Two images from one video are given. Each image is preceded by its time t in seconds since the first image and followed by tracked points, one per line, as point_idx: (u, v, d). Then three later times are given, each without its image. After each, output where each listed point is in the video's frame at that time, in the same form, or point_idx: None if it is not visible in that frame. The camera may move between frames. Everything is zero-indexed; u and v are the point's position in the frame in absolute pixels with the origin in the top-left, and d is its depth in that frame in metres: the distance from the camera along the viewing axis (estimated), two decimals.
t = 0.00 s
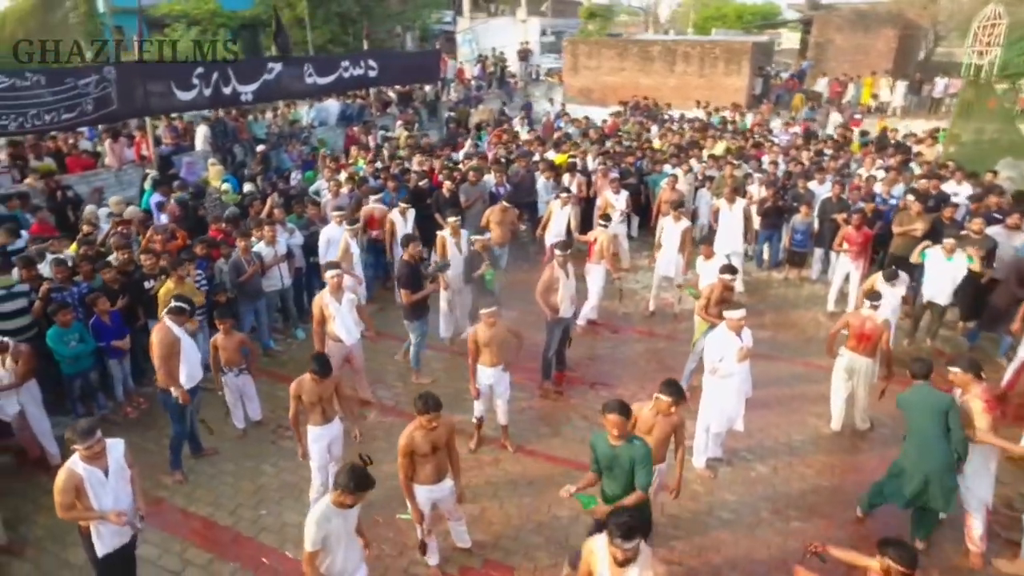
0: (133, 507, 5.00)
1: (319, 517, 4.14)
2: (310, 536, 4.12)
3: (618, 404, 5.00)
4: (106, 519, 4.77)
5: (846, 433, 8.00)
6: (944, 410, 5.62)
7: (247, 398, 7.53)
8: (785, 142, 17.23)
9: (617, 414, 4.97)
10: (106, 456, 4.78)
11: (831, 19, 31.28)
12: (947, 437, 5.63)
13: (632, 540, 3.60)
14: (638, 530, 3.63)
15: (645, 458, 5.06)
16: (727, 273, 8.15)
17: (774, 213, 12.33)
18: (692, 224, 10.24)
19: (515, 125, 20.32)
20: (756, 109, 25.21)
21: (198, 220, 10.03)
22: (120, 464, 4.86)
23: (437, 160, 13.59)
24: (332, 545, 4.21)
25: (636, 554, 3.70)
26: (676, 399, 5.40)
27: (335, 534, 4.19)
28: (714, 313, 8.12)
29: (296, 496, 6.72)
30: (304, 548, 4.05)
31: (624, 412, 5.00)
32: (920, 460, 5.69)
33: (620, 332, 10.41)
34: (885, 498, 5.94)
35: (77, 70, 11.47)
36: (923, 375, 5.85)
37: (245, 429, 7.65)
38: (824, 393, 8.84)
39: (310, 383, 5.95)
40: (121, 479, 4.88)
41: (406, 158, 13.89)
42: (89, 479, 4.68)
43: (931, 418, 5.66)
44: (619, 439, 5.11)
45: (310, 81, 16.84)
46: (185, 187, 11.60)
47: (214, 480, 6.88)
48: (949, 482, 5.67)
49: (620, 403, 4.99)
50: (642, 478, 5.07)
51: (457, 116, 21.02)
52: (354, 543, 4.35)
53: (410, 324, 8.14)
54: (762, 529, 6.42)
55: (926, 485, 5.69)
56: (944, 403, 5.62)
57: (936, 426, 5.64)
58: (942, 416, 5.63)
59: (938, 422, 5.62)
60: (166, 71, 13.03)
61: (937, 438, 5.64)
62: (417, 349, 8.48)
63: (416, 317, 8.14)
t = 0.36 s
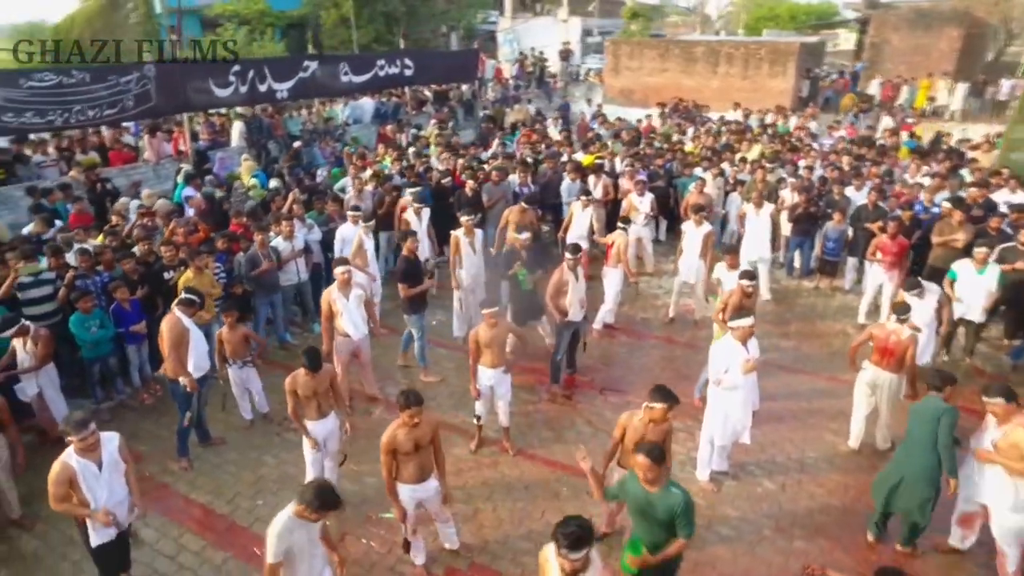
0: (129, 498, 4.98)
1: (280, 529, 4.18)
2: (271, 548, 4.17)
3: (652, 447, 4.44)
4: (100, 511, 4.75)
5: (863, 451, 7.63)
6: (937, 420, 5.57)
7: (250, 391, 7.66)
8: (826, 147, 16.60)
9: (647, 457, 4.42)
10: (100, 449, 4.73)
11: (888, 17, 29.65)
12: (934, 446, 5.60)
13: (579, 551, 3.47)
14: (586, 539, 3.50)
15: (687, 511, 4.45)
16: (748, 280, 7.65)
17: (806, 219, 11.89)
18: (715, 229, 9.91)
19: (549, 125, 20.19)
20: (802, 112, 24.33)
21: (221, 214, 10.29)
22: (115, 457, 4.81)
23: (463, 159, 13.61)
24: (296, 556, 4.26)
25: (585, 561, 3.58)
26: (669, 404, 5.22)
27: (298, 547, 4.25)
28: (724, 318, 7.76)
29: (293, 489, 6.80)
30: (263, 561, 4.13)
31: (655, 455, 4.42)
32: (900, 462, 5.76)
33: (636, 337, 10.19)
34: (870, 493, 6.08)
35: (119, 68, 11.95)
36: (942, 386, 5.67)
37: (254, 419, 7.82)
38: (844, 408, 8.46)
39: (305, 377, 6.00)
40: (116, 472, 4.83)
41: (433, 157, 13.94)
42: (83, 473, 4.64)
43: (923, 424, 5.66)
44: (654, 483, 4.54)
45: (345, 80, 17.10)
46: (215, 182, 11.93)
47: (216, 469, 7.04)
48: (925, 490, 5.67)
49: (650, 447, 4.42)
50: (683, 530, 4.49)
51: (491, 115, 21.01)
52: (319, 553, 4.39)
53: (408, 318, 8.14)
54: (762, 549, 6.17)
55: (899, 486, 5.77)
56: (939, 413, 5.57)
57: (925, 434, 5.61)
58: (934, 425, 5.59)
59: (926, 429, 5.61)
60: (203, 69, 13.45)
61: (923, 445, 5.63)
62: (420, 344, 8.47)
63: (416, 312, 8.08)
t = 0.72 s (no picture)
0: (116, 491, 5.06)
1: (228, 547, 4.26)
2: (221, 565, 4.27)
3: (675, 484, 4.10)
4: (86, 506, 4.85)
5: (875, 469, 7.29)
6: (950, 443, 5.22)
7: (254, 388, 7.73)
8: (864, 151, 15.97)
9: (670, 498, 4.07)
10: (83, 447, 4.78)
11: (946, 15, 28.01)
12: (937, 469, 5.28)
13: (528, 560, 3.55)
14: (533, 548, 3.57)
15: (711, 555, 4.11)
16: (758, 286, 7.29)
17: (834, 226, 11.46)
18: (731, 233, 9.64)
19: (579, 126, 20.01)
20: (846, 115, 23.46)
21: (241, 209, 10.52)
22: (98, 455, 4.84)
23: (484, 158, 13.58)
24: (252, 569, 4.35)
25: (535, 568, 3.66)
26: (636, 405, 5.12)
27: (250, 561, 4.33)
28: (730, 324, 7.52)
29: (286, 482, 6.88)
30: None
31: (679, 495, 4.07)
32: (899, 478, 5.51)
33: (648, 342, 9.98)
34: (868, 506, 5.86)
35: (152, 65, 12.33)
36: (976, 418, 5.23)
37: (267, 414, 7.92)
38: (860, 424, 8.09)
39: (296, 372, 6.06)
40: (100, 468, 4.89)
41: (455, 155, 13.98)
42: (66, 471, 4.70)
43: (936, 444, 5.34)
44: (675, 524, 4.19)
45: (375, 78, 17.29)
46: (240, 177, 12.19)
47: (214, 460, 7.18)
48: (913, 511, 5.38)
49: (674, 485, 4.07)
50: None
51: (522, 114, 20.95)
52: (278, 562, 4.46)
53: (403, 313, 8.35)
54: (755, 568, 5.93)
55: (890, 501, 5.54)
56: (954, 437, 5.21)
57: (933, 456, 5.31)
58: (944, 448, 5.25)
59: (934, 450, 5.30)
60: (234, 67, 13.78)
61: (927, 465, 5.34)
62: (414, 337, 8.67)
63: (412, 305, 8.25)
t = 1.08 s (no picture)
0: (94, 484, 5.24)
1: (192, 536, 4.18)
2: (184, 554, 4.20)
3: (676, 523, 3.87)
4: (62, 498, 5.04)
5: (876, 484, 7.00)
6: (954, 465, 4.89)
7: (253, 383, 7.81)
8: (894, 154, 15.40)
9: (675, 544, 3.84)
10: (56, 440, 4.95)
11: (997, 14, 26.83)
12: (936, 489, 4.94)
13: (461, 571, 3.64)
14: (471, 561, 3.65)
15: None
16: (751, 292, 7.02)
17: (853, 232, 11.09)
18: (739, 236, 9.41)
19: (601, 126, 19.81)
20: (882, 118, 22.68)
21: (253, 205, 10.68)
22: (72, 449, 5.01)
23: (498, 158, 13.54)
24: (213, 560, 4.28)
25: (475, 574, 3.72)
26: (596, 405, 5.17)
27: (212, 551, 4.26)
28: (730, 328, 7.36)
29: (274, 476, 6.95)
30: (178, 565, 4.18)
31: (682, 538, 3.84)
32: (895, 493, 5.17)
33: (652, 346, 9.80)
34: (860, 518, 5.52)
35: (174, 64, 12.61)
36: (989, 441, 5.04)
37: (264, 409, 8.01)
38: (865, 438, 7.78)
39: (280, 367, 6.10)
40: (75, 461, 5.06)
41: (470, 155, 13.98)
42: (40, 465, 4.89)
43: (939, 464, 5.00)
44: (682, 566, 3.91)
45: (397, 77, 17.42)
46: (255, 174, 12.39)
47: (206, 452, 7.31)
48: (903, 529, 5.06)
49: (678, 527, 3.85)
50: None
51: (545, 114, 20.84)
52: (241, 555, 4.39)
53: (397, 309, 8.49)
54: None
55: (883, 515, 5.21)
56: (960, 459, 4.87)
57: (934, 476, 4.97)
58: (948, 469, 4.92)
59: (936, 469, 4.96)
60: (255, 65, 14.00)
61: (926, 484, 5.00)
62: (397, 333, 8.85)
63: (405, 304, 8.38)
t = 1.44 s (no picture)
0: (70, 474, 5.41)
1: (169, 509, 4.01)
2: (158, 524, 4.03)
3: (637, 547, 3.61)
4: (37, 487, 5.23)
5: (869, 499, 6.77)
6: (929, 476, 4.52)
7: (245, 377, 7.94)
8: (919, 157, 14.90)
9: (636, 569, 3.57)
10: (31, 431, 5.14)
11: None
12: (912, 500, 4.62)
13: None
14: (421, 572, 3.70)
15: None
16: (738, 296, 6.99)
17: (865, 237, 10.82)
18: (741, 239, 9.23)
19: (618, 126, 19.60)
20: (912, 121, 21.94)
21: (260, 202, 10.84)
22: (45, 440, 5.20)
23: (506, 158, 13.49)
24: (185, 538, 4.10)
25: None
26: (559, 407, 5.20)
27: (185, 528, 4.09)
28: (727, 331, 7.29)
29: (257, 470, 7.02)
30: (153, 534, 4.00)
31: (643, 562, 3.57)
32: (876, 500, 4.87)
33: (651, 350, 9.65)
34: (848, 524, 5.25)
35: (191, 62, 12.81)
36: (968, 446, 4.57)
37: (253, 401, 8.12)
38: (863, 450, 7.52)
39: (260, 362, 6.18)
40: (50, 452, 5.24)
41: (479, 154, 13.96)
42: (14, 454, 5.09)
43: (916, 473, 4.65)
44: None
45: (413, 76, 17.49)
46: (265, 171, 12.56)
47: (195, 444, 7.42)
48: (885, 539, 4.78)
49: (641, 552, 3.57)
50: None
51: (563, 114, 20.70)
52: (213, 539, 4.21)
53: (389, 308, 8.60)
54: None
55: (866, 525, 4.92)
56: (935, 470, 4.50)
57: (909, 486, 4.63)
58: (923, 479, 4.57)
59: (911, 479, 4.62)
60: (271, 64, 14.19)
61: (901, 493, 4.69)
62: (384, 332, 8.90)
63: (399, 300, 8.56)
